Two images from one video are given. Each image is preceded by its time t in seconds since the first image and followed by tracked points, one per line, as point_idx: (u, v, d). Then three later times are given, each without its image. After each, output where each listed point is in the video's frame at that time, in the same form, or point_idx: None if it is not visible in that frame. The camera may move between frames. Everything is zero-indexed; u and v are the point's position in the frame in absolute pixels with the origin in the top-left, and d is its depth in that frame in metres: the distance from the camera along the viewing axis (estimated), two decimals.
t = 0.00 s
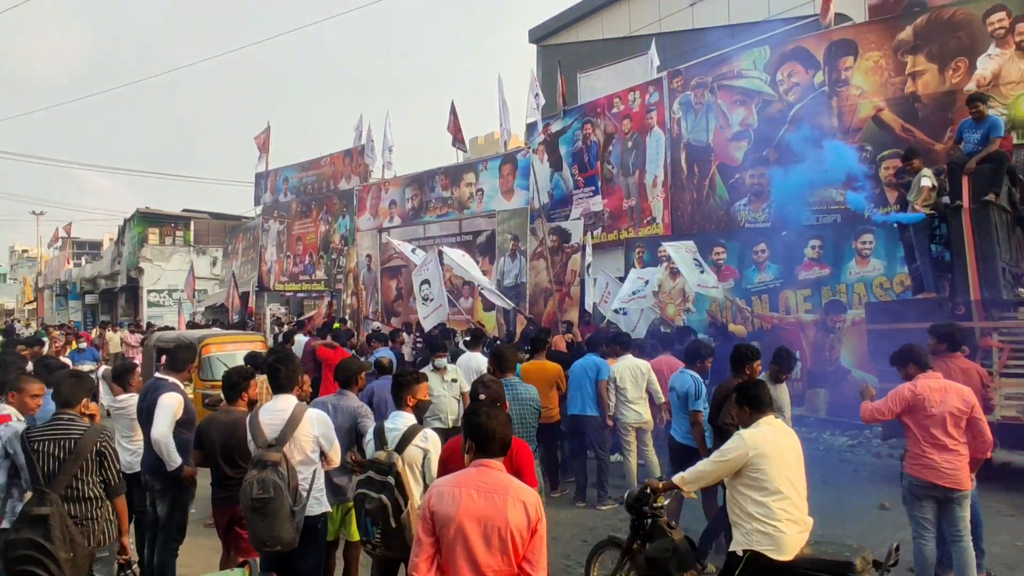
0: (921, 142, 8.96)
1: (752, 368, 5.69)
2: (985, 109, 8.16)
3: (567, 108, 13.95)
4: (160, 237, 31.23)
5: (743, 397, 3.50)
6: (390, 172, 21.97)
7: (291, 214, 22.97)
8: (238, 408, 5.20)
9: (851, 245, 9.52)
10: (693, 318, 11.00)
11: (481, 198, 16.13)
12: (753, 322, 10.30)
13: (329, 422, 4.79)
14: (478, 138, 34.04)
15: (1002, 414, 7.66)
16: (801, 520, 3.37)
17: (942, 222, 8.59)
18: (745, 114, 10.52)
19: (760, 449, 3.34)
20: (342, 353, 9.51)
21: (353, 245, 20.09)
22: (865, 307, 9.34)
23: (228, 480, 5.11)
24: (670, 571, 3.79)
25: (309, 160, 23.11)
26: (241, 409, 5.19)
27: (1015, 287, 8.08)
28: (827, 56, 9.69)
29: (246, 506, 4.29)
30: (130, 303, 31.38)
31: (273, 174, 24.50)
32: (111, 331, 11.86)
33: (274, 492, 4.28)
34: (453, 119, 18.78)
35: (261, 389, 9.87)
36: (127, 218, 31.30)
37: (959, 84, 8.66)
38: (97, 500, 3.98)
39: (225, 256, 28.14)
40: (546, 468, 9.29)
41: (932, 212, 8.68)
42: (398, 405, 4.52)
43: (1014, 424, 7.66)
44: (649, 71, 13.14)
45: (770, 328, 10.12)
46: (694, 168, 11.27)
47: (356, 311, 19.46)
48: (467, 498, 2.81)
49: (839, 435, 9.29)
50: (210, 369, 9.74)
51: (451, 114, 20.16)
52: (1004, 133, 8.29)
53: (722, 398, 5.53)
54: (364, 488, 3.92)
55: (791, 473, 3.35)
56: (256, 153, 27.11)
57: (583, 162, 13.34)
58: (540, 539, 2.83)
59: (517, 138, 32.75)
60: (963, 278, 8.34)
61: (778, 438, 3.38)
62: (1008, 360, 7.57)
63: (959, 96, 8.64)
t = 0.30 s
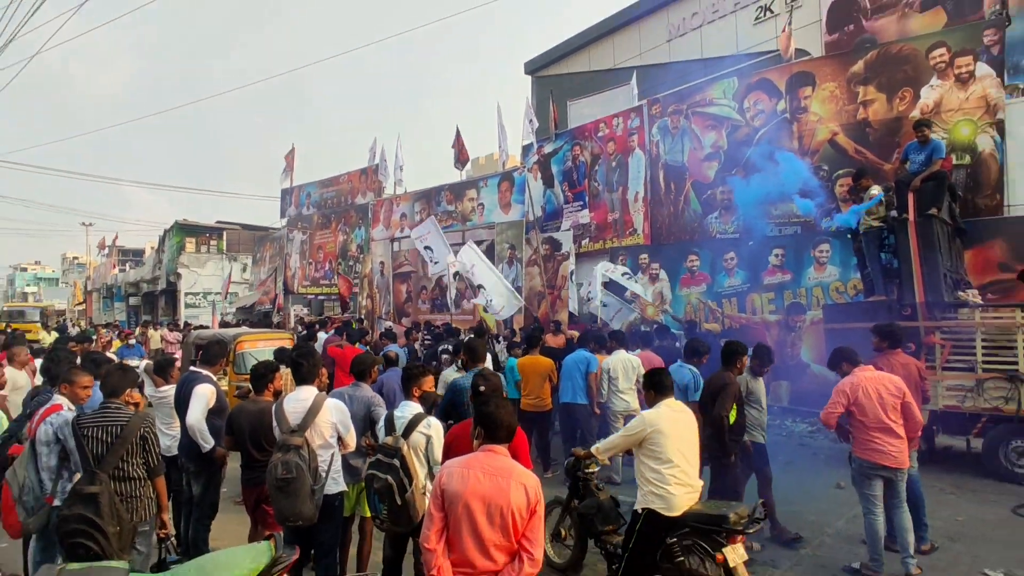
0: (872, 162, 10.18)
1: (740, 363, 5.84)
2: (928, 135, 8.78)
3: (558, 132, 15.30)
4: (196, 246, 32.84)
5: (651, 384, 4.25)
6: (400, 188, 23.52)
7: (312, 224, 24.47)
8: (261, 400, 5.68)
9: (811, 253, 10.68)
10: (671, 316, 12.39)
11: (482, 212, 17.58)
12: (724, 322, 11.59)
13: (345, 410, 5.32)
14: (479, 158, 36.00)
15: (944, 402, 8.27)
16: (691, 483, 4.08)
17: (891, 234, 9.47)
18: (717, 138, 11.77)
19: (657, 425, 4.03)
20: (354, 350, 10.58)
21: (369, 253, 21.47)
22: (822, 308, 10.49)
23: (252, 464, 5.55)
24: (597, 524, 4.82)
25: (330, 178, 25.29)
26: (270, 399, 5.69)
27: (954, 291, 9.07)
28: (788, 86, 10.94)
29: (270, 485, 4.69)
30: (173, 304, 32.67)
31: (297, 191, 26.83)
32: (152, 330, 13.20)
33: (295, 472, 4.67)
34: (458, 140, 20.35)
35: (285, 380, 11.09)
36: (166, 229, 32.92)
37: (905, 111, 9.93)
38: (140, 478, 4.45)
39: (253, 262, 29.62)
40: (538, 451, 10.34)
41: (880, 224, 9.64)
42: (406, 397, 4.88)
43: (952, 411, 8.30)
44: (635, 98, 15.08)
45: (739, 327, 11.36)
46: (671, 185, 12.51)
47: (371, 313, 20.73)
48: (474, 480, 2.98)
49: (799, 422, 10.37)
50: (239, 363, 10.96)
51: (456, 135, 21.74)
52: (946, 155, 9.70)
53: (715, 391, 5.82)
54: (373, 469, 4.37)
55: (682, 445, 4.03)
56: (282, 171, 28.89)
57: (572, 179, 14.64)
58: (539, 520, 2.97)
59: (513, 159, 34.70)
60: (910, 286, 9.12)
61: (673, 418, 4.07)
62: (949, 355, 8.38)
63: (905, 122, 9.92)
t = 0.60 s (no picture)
0: (828, 186, 11.02)
1: (719, 370, 5.39)
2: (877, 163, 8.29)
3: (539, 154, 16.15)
4: (196, 259, 33.20)
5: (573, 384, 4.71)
6: (391, 206, 24.34)
7: (306, 239, 25.19)
8: (256, 403, 4.46)
9: (772, 269, 11.42)
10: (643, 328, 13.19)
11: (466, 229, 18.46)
12: (692, 333, 12.31)
13: (336, 414, 4.27)
14: (468, 179, 37.21)
15: (892, 408, 7.54)
16: (610, 471, 4.52)
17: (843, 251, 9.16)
18: (686, 162, 12.65)
19: (578, 419, 4.48)
20: (343, 359, 10.34)
21: (359, 266, 22.12)
22: (783, 320, 11.26)
23: (243, 468, 4.35)
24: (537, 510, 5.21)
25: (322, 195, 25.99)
26: (261, 406, 4.48)
27: (904, 305, 8.16)
28: (751, 116, 11.86)
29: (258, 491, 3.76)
30: (169, 315, 32.88)
31: (291, 210, 27.15)
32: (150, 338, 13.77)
33: (287, 476, 3.76)
34: (446, 161, 21.27)
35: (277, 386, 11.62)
36: (167, 242, 33.36)
37: (857, 139, 10.79)
38: (128, 482, 3.95)
39: (248, 276, 30.26)
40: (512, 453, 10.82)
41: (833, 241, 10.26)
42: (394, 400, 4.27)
43: (899, 418, 7.56)
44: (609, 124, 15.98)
45: (706, 337, 12.10)
46: (644, 206, 13.33)
47: (361, 323, 21.34)
48: (446, 485, 2.66)
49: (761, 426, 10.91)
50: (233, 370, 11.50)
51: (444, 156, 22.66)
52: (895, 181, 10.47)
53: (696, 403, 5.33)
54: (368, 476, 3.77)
55: (602, 437, 4.48)
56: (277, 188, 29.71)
57: (552, 199, 15.44)
58: (508, 526, 2.64)
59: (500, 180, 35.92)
60: (864, 299, 8.23)
61: (593, 412, 4.53)
62: (899, 366, 7.59)
63: (857, 150, 10.76)
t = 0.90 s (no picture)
0: (800, 203, 11.30)
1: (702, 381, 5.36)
2: (848, 178, 8.43)
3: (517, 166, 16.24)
4: (167, 265, 32.43)
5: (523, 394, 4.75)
6: (369, 215, 24.24)
7: (281, 247, 24.90)
8: (227, 412, 4.37)
9: (746, 283, 11.61)
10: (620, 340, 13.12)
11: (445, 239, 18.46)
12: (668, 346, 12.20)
13: (310, 425, 4.20)
14: (447, 189, 37.39)
15: (861, 421, 7.69)
16: (555, 474, 4.52)
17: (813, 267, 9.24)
18: (662, 176, 12.84)
19: (525, 424, 4.45)
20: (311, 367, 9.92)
21: (336, 275, 21.92)
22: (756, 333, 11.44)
23: (211, 480, 4.25)
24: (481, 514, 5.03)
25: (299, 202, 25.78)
26: (231, 416, 4.39)
27: (872, 318, 8.29)
28: (726, 132, 12.09)
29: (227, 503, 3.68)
30: (138, 322, 32.04)
31: (268, 216, 26.96)
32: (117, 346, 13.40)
33: (258, 488, 3.69)
34: (423, 171, 21.28)
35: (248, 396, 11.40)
36: (137, 248, 32.51)
37: (827, 157, 11.07)
38: (85, 495, 3.80)
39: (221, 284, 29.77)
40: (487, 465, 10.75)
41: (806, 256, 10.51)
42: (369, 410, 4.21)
43: (870, 430, 7.70)
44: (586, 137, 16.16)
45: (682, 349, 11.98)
46: (621, 218, 13.45)
47: (336, 333, 21.12)
48: (406, 498, 2.59)
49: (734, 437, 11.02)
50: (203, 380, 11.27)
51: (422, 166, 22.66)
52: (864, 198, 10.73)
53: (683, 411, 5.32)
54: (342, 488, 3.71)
55: (547, 442, 4.45)
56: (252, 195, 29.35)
57: (530, 211, 15.52)
58: (467, 540, 2.53)
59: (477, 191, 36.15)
60: (833, 311, 8.19)
61: (541, 420, 4.52)
62: (869, 377, 7.76)
63: (828, 167, 11.04)
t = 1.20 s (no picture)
0: (777, 216, 11.46)
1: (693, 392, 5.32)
2: (823, 193, 8.53)
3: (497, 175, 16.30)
4: (140, 270, 31.80)
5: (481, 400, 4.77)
6: (348, 222, 24.12)
7: (259, 253, 24.61)
8: (200, 421, 4.29)
9: (724, 293, 11.70)
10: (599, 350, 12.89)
11: (424, 246, 18.39)
12: (646, 355, 12.06)
13: (285, 434, 4.14)
14: (427, 197, 37.54)
15: (835, 429, 7.79)
16: (511, 476, 4.38)
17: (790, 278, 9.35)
18: (642, 186, 12.97)
19: (483, 428, 4.47)
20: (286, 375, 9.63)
21: (314, 282, 21.73)
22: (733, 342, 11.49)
23: (184, 490, 4.17)
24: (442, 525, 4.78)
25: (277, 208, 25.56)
26: (205, 425, 4.32)
27: (846, 329, 8.46)
28: (704, 144, 12.27)
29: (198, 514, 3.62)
30: (108, 328, 31.28)
31: (245, 222, 26.66)
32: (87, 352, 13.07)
33: (230, 499, 3.63)
34: (403, 178, 21.26)
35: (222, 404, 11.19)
36: (109, 252, 31.85)
37: (803, 170, 11.31)
38: (48, 506, 3.68)
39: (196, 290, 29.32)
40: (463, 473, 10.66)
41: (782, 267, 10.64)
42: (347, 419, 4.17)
43: (844, 439, 7.79)
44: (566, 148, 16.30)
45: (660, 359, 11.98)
46: (600, 228, 13.50)
47: (313, 340, 20.90)
48: (374, 510, 2.56)
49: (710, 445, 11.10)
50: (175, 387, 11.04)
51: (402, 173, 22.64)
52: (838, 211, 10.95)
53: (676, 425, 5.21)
54: (317, 498, 3.66)
55: (502, 446, 4.42)
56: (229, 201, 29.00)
57: (510, 219, 15.56)
58: (435, 552, 2.49)
59: (457, 200, 36.31)
60: (808, 321, 8.35)
61: (496, 422, 4.56)
62: (842, 388, 7.88)
63: (803, 180, 11.28)
